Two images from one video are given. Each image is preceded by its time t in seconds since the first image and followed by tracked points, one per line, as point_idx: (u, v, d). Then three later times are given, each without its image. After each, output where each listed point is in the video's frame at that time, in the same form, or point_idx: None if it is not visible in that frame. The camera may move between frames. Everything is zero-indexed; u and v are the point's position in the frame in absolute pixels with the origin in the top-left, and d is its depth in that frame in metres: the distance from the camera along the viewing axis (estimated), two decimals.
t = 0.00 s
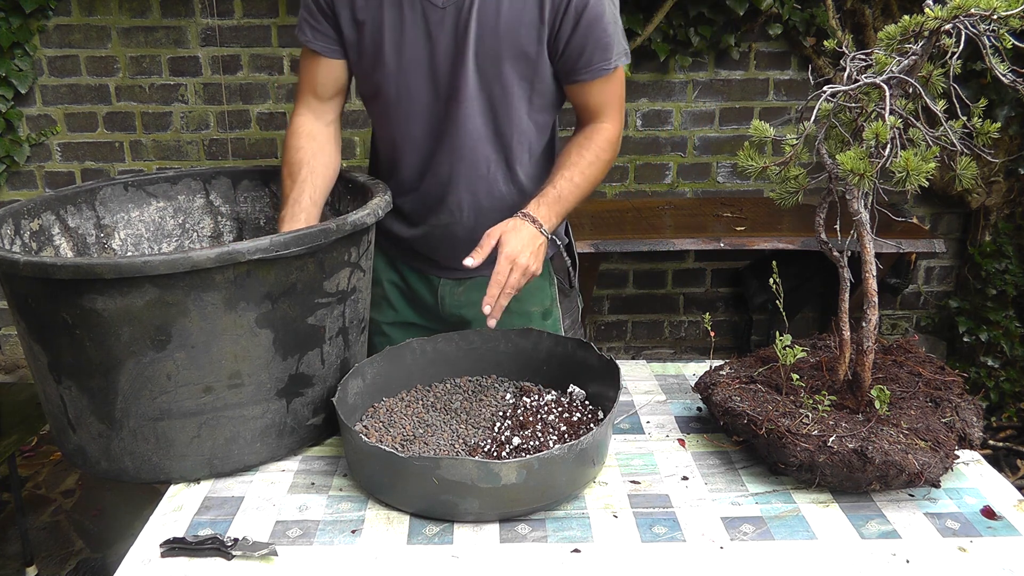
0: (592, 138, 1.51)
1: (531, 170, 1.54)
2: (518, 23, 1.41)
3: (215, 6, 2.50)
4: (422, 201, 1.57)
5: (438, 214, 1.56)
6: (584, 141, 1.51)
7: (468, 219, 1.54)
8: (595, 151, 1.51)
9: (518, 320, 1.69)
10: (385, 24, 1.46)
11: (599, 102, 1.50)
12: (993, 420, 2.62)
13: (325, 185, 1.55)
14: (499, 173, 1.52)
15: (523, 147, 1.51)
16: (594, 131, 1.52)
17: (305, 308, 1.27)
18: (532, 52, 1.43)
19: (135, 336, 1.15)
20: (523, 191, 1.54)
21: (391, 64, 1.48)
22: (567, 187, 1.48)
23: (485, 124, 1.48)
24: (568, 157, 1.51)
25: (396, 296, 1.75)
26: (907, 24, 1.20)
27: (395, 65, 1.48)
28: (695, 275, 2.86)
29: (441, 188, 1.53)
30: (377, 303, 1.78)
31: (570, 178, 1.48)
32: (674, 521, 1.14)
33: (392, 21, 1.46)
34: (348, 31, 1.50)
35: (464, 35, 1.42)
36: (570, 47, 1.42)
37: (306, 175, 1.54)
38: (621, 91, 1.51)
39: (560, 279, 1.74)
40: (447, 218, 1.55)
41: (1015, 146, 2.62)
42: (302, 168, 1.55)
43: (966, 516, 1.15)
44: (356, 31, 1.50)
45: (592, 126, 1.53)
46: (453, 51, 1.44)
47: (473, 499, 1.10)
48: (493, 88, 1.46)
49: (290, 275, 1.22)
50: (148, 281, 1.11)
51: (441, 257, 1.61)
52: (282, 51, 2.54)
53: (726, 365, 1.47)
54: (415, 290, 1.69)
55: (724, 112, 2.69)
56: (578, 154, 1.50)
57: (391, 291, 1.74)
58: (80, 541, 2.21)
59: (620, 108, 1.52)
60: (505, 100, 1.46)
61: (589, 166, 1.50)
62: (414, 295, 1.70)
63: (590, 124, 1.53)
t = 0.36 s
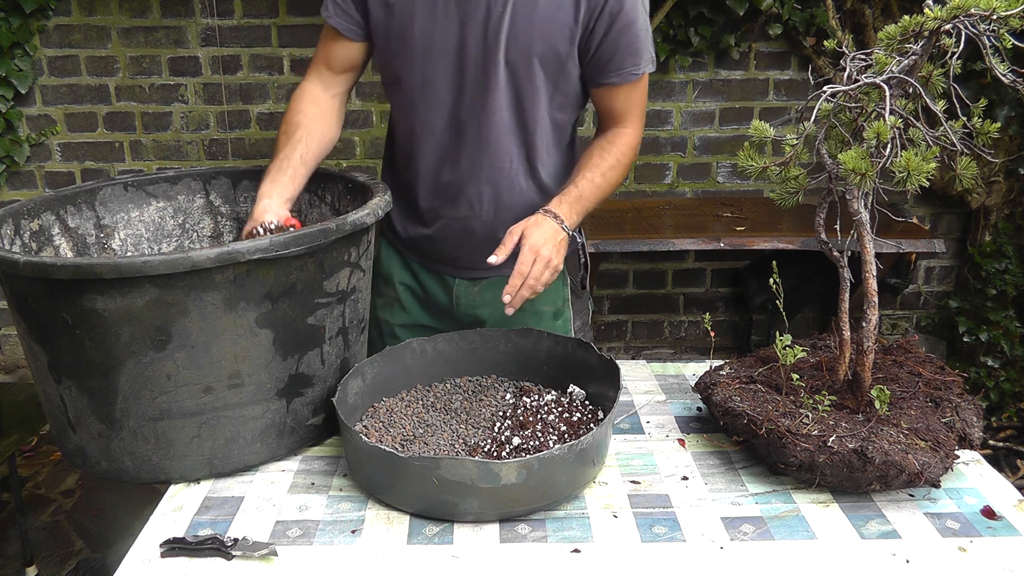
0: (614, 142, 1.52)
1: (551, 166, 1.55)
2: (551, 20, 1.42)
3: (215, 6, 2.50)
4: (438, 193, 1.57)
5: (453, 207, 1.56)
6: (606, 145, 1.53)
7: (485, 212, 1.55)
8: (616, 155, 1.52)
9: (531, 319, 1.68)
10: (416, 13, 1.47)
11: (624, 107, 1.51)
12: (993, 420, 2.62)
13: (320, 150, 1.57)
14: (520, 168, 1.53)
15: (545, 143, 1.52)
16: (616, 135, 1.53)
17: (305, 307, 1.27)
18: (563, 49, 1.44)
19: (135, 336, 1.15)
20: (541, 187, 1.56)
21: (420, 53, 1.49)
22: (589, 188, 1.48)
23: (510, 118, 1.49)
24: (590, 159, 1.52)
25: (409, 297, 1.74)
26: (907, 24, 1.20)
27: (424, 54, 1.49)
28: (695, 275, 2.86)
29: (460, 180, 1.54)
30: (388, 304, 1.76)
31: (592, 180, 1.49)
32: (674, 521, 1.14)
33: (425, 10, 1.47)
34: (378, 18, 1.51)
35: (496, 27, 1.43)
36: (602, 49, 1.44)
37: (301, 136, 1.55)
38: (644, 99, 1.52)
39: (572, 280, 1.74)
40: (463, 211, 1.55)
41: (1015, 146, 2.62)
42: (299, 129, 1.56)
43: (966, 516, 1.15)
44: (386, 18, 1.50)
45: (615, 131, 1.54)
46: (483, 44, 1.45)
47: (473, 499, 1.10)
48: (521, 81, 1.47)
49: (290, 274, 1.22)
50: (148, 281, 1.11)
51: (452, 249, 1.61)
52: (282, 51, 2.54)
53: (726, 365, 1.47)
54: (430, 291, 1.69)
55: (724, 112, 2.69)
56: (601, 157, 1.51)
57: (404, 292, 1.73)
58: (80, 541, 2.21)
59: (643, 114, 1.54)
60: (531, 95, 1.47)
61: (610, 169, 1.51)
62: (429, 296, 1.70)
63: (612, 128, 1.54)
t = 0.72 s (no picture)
0: (641, 150, 1.60)
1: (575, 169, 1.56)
2: (589, 25, 1.45)
3: (215, 6, 2.50)
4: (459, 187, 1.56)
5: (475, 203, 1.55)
6: (635, 152, 1.60)
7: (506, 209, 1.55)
8: (644, 162, 1.59)
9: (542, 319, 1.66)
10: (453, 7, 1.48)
11: (652, 117, 1.59)
12: (993, 420, 2.63)
13: (332, 107, 1.59)
14: (544, 168, 1.54)
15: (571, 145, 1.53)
16: (643, 143, 1.61)
17: (305, 307, 1.27)
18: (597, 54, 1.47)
19: (135, 336, 1.15)
20: (564, 189, 1.56)
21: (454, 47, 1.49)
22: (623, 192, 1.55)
23: (539, 117, 1.50)
24: (620, 165, 1.59)
25: (421, 295, 1.71)
26: (907, 24, 1.20)
27: (456, 49, 1.49)
28: (695, 275, 2.86)
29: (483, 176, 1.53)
30: (399, 301, 1.73)
31: (626, 185, 1.55)
32: (674, 521, 1.14)
33: (463, 5, 1.47)
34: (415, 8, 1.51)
35: (534, 26, 1.45)
36: (638, 59, 1.48)
37: (315, 89, 1.58)
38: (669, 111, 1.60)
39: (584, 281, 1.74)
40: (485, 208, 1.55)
41: (1015, 146, 2.62)
42: (314, 83, 1.59)
43: (966, 516, 1.15)
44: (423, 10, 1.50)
45: (641, 139, 1.62)
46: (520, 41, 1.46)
47: (473, 499, 1.10)
48: (553, 82, 1.48)
49: (290, 274, 1.22)
50: (148, 281, 1.12)
51: (469, 245, 1.60)
52: (282, 51, 2.54)
53: (726, 365, 1.47)
54: (444, 290, 1.67)
55: (724, 112, 2.69)
56: (632, 163, 1.58)
57: (416, 290, 1.70)
58: (80, 541, 2.21)
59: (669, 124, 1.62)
60: (563, 97, 1.49)
61: (639, 175, 1.58)
62: (442, 293, 1.68)
63: (639, 137, 1.62)
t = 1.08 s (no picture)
0: (659, 152, 1.65)
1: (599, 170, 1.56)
2: (621, 28, 1.44)
3: (215, 6, 2.50)
4: (482, 185, 1.55)
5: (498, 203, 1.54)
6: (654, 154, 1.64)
7: (529, 209, 1.53)
8: (663, 165, 1.63)
9: (560, 320, 1.66)
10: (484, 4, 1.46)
11: (672, 121, 1.63)
12: (993, 420, 2.63)
13: (353, 95, 1.55)
14: (569, 169, 1.53)
15: (597, 147, 1.52)
16: (662, 145, 1.65)
17: (305, 307, 1.27)
18: (628, 56, 1.46)
19: (135, 335, 1.15)
20: (587, 191, 1.56)
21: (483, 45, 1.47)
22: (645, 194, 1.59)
23: (566, 118, 1.49)
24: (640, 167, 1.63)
25: (437, 295, 1.69)
26: (907, 24, 1.20)
27: (485, 47, 1.47)
28: (695, 275, 2.86)
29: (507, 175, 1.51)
30: (413, 301, 1.70)
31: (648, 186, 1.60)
32: (674, 521, 1.14)
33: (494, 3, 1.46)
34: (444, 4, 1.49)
35: (566, 26, 1.43)
36: (665, 63, 1.50)
37: (338, 74, 1.54)
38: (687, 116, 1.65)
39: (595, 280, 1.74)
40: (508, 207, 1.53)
41: (1015, 146, 2.62)
42: (337, 69, 1.55)
43: (966, 516, 1.15)
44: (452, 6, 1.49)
45: (660, 142, 1.66)
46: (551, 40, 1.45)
47: (472, 499, 1.10)
48: (582, 83, 1.47)
49: (290, 275, 1.22)
50: (148, 281, 1.12)
51: (488, 244, 1.59)
52: (282, 51, 2.54)
53: (726, 365, 1.47)
54: (462, 290, 1.65)
55: (724, 112, 2.69)
56: (653, 166, 1.63)
57: (432, 290, 1.68)
58: (80, 541, 2.21)
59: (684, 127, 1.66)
60: (592, 98, 1.48)
61: (660, 177, 1.63)
62: (459, 294, 1.66)
63: (657, 140, 1.66)
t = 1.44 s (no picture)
0: (661, 147, 1.63)
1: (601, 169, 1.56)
2: (617, 25, 1.44)
3: (215, 6, 2.50)
4: (484, 189, 1.55)
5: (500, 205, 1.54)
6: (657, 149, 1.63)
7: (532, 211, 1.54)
8: (666, 159, 1.62)
9: (562, 319, 1.65)
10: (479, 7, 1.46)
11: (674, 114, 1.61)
12: (993, 420, 2.63)
13: (347, 113, 1.57)
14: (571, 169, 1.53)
15: (598, 146, 1.52)
16: (663, 139, 1.64)
17: (305, 307, 1.27)
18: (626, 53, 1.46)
19: (135, 336, 1.15)
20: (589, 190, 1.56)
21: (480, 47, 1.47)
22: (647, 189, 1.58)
23: (566, 117, 1.49)
24: (640, 164, 1.62)
25: (437, 297, 1.69)
26: (908, 24, 1.20)
27: (483, 49, 1.47)
28: (695, 275, 2.86)
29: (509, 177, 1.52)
30: (413, 302, 1.70)
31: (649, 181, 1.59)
32: (674, 521, 1.14)
33: (490, 4, 1.46)
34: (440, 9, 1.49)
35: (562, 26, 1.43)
36: (662, 58, 1.49)
37: (332, 92, 1.56)
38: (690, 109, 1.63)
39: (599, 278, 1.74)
40: (509, 209, 1.53)
41: (1015, 146, 2.62)
42: (331, 86, 1.57)
43: (966, 516, 1.15)
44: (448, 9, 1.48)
45: (663, 135, 1.64)
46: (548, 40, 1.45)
47: (472, 499, 1.10)
48: (581, 81, 1.46)
49: (290, 274, 1.22)
50: (148, 281, 1.12)
51: (491, 247, 1.59)
52: (282, 51, 2.54)
53: (727, 365, 1.47)
54: (464, 291, 1.65)
55: (724, 112, 2.69)
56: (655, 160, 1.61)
57: (432, 291, 1.68)
58: (80, 541, 2.21)
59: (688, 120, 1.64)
60: (591, 97, 1.48)
61: (662, 171, 1.61)
62: (461, 296, 1.66)
63: (660, 134, 1.65)
